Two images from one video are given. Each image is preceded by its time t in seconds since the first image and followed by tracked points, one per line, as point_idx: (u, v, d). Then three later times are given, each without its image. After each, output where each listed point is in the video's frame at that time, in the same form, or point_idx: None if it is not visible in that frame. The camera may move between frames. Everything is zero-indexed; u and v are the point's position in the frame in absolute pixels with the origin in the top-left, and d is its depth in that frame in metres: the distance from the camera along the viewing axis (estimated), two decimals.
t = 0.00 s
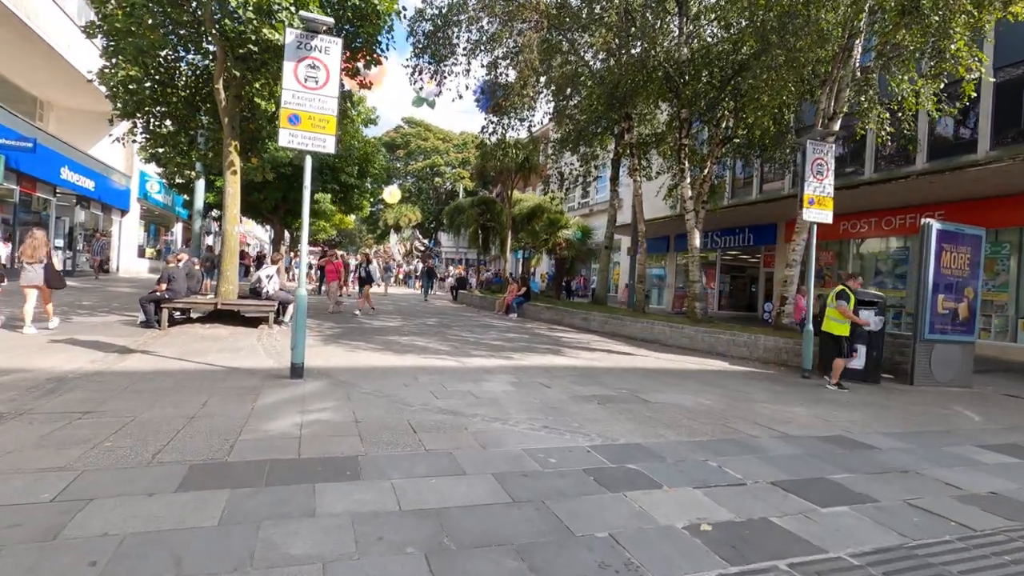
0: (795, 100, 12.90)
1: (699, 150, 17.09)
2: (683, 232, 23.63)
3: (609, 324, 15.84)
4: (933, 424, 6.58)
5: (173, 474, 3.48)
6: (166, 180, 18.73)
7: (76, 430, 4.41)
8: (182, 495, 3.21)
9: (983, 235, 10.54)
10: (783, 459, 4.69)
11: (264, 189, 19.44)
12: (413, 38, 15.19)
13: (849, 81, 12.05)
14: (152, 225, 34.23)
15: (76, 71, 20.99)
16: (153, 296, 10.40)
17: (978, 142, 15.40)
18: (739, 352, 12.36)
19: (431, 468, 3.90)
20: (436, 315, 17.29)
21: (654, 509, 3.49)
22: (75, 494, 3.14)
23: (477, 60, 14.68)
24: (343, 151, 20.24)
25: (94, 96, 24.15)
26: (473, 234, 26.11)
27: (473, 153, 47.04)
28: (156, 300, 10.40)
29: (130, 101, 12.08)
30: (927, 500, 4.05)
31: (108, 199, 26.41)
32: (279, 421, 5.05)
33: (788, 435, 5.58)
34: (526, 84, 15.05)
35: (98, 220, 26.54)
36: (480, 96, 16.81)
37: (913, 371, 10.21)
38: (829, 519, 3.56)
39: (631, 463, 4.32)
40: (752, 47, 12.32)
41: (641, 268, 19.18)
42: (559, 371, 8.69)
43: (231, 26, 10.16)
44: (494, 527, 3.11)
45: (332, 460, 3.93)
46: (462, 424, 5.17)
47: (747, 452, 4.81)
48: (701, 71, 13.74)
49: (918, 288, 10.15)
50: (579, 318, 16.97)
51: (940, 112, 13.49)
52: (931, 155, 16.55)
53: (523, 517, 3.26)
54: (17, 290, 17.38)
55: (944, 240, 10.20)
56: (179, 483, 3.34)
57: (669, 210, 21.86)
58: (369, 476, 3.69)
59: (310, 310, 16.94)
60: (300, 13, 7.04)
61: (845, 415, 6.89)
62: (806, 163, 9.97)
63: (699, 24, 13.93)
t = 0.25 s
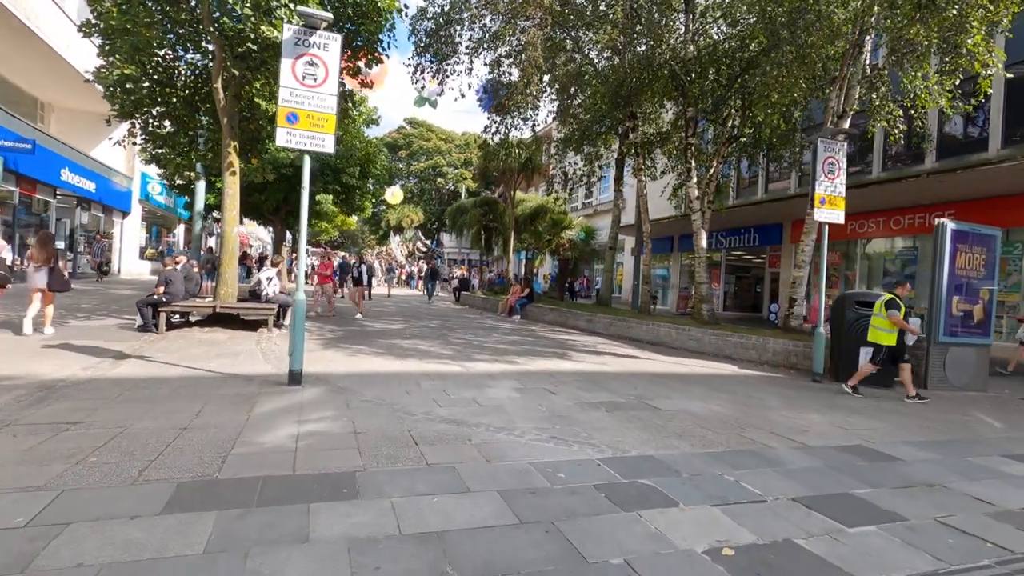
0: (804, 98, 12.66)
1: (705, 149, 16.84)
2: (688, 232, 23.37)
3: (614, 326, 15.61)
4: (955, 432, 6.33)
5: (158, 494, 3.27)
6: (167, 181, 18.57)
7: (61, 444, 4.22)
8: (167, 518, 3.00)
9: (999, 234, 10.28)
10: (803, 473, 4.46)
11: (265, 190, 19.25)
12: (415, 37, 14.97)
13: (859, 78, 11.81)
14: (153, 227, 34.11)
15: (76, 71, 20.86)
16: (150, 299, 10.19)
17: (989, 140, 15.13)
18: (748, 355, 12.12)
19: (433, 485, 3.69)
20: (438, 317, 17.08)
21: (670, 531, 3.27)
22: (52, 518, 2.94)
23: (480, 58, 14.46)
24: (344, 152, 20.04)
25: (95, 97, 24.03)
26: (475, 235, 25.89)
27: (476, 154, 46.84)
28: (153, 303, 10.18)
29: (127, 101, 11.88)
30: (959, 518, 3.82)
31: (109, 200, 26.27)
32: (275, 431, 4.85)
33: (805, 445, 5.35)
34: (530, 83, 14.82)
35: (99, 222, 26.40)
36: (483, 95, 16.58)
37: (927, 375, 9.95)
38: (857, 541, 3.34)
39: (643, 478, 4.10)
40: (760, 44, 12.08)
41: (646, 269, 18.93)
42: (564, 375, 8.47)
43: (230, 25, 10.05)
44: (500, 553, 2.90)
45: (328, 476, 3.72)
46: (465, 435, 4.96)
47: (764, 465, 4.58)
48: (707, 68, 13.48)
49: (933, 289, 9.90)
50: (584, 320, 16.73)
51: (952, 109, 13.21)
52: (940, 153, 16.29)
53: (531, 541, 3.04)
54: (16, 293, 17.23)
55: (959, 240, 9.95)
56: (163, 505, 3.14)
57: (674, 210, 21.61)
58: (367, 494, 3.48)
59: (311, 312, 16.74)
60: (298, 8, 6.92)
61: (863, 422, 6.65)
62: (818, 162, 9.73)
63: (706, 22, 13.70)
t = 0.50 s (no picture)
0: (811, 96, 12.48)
1: (709, 148, 16.65)
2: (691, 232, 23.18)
3: (616, 327, 15.44)
4: (969, 438, 6.15)
5: (142, 506, 3.11)
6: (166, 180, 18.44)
7: (46, 450, 4.06)
8: (149, 533, 2.84)
9: (1010, 234, 10.10)
10: (817, 482, 4.29)
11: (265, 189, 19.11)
12: (415, 34, 14.80)
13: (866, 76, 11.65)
14: (153, 226, 33.99)
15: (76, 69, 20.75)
16: (146, 299, 10.02)
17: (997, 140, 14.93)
18: (753, 357, 11.94)
19: (432, 496, 3.52)
20: (439, 317, 16.92)
21: (682, 546, 3.10)
22: (27, 533, 2.78)
23: (482, 55, 14.30)
24: (345, 150, 19.88)
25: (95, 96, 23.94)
26: (477, 234, 25.74)
27: (477, 153, 46.67)
28: (149, 303, 10.01)
29: (124, 98, 11.73)
30: (983, 531, 3.65)
31: (108, 198, 26.11)
32: (270, 436, 4.69)
33: (817, 452, 5.18)
34: (532, 81, 14.66)
35: (98, 221, 26.28)
36: (484, 94, 16.42)
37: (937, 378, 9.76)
38: (879, 557, 3.16)
39: (651, 488, 3.94)
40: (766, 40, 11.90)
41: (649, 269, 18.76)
42: (567, 378, 8.31)
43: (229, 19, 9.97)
44: (503, 571, 2.73)
45: (322, 487, 3.56)
46: (466, 441, 4.79)
47: (776, 474, 4.41)
48: (712, 66, 13.30)
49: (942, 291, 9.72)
50: (585, 320, 16.57)
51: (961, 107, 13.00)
52: (947, 153, 16.09)
53: (535, 558, 2.88)
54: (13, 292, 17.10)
55: (969, 240, 9.77)
56: (147, 518, 2.98)
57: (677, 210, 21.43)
58: (363, 506, 3.31)
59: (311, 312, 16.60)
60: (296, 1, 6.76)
61: (874, 428, 6.47)
62: (825, 160, 9.56)
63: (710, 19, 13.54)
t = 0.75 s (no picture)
0: (816, 92, 12.24)
1: (711, 146, 16.42)
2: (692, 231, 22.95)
3: (617, 327, 15.22)
4: (984, 444, 5.93)
5: (108, 519, 2.90)
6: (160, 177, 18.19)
7: (15, 456, 3.84)
8: (113, 551, 2.62)
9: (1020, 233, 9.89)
10: (831, 492, 4.06)
11: (261, 187, 18.86)
12: (413, 29, 14.53)
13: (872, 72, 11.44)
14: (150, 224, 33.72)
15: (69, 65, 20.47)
16: (136, 297, 9.76)
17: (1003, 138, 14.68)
18: (756, 358, 11.72)
19: (423, 507, 3.30)
20: (436, 317, 16.69)
21: (691, 564, 2.88)
22: None
23: (481, 50, 14.06)
24: (342, 148, 19.61)
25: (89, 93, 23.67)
26: (475, 233, 25.51)
27: (476, 152, 46.41)
28: (139, 301, 9.75)
29: (115, 93, 11.49)
30: (1011, 546, 3.42)
31: (104, 196, 25.83)
32: (254, 441, 4.45)
33: (828, 459, 4.95)
34: (532, 76, 14.42)
35: (93, 219, 26.00)
36: (483, 90, 16.17)
37: (945, 380, 9.54)
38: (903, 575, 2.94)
39: (656, 498, 3.71)
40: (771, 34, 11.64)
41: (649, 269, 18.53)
42: (567, 379, 8.08)
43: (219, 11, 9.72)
44: None
45: (305, 498, 3.33)
46: (461, 446, 4.56)
47: (787, 484, 4.18)
48: (716, 62, 13.06)
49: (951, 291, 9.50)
50: (585, 320, 16.35)
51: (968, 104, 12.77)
52: (951, 152, 15.86)
53: None
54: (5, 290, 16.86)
55: (978, 239, 9.55)
56: (112, 534, 2.76)
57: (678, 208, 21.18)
58: (347, 519, 3.09)
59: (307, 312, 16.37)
60: None
61: (885, 432, 6.25)
62: (831, 157, 9.32)
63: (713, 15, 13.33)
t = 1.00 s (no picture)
0: (823, 88, 11.98)
1: (713, 145, 16.16)
2: (694, 231, 22.69)
3: (617, 328, 14.97)
4: (1003, 454, 5.68)
5: (67, 548, 2.65)
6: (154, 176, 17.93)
7: None
8: None
9: None
10: (849, 510, 3.82)
11: (256, 185, 18.62)
12: (410, 25, 14.27)
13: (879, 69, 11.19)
14: (146, 224, 33.43)
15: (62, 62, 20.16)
16: (125, 299, 9.50)
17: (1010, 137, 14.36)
18: (760, 361, 11.48)
19: (413, 531, 3.05)
20: (435, 318, 16.43)
21: None
22: None
23: (480, 46, 13.78)
24: (339, 146, 19.34)
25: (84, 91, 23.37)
26: (474, 233, 25.26)
27: (476, 151, 46.14)
28: (128, 303, 9.50)
29: (105, 90, 11.23)
30: None
31: (99, 195, 25.56)
32: (237, 454, 4.21)
33: (842, 471, 4.71)
34: (532, 73, 14.16)
35: (88, 219, 25.71)
36: (482, 87, 15.90)
37: (955, 384, 9.30)
38: None
39: (665, 518, 3.46)
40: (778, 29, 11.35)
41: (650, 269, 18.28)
42: (568, 384, 7.83)
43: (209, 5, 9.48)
44: None
45: (285, 521, 3.08)
46: (456, 460, 4.31)
47: (803, 501, 3.93)
48: (719, 58, 12.80)
49: (962, 293, 9.26)
50: (586, 321, 16.10)
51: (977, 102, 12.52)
52: (956, 152, 15.59)
53: None
54: None
55: (990, 240, 9.30)
56: (68, 567, 2.51)
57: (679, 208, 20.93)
58: (330, 546, 2.84)
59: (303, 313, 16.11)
60: None
61: (899, 440, 6.00)
62: (839, 155, 9.06)
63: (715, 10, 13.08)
